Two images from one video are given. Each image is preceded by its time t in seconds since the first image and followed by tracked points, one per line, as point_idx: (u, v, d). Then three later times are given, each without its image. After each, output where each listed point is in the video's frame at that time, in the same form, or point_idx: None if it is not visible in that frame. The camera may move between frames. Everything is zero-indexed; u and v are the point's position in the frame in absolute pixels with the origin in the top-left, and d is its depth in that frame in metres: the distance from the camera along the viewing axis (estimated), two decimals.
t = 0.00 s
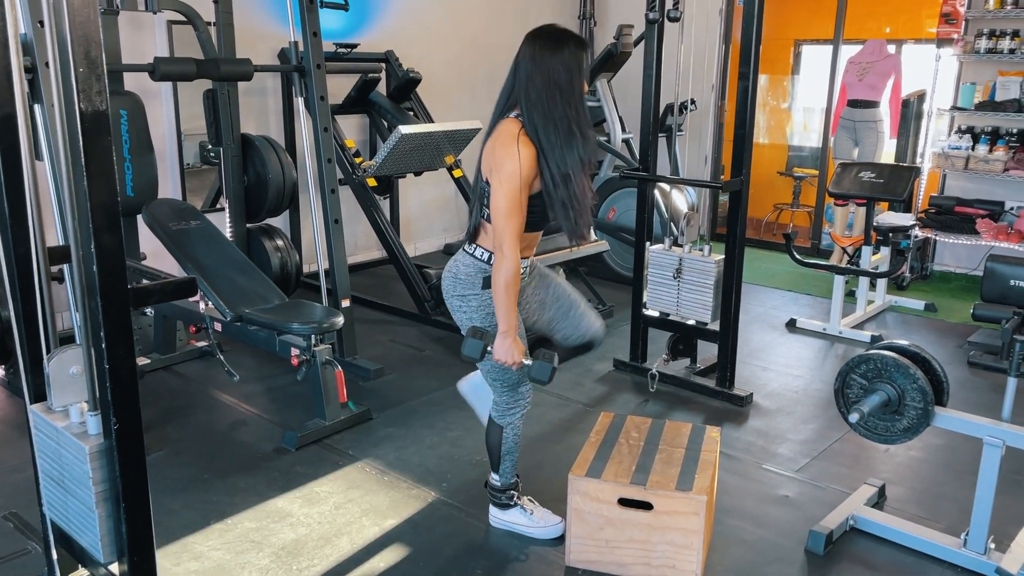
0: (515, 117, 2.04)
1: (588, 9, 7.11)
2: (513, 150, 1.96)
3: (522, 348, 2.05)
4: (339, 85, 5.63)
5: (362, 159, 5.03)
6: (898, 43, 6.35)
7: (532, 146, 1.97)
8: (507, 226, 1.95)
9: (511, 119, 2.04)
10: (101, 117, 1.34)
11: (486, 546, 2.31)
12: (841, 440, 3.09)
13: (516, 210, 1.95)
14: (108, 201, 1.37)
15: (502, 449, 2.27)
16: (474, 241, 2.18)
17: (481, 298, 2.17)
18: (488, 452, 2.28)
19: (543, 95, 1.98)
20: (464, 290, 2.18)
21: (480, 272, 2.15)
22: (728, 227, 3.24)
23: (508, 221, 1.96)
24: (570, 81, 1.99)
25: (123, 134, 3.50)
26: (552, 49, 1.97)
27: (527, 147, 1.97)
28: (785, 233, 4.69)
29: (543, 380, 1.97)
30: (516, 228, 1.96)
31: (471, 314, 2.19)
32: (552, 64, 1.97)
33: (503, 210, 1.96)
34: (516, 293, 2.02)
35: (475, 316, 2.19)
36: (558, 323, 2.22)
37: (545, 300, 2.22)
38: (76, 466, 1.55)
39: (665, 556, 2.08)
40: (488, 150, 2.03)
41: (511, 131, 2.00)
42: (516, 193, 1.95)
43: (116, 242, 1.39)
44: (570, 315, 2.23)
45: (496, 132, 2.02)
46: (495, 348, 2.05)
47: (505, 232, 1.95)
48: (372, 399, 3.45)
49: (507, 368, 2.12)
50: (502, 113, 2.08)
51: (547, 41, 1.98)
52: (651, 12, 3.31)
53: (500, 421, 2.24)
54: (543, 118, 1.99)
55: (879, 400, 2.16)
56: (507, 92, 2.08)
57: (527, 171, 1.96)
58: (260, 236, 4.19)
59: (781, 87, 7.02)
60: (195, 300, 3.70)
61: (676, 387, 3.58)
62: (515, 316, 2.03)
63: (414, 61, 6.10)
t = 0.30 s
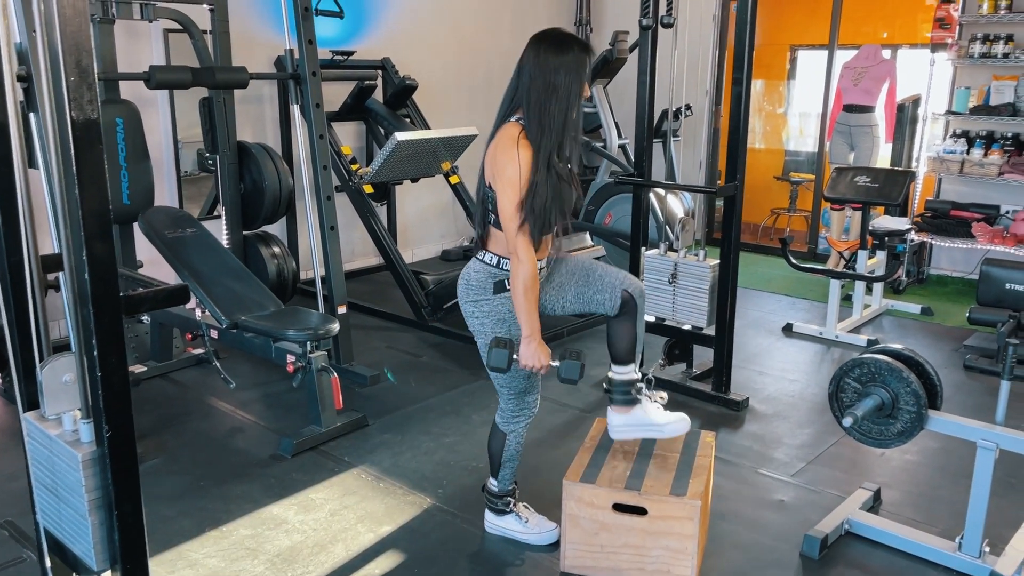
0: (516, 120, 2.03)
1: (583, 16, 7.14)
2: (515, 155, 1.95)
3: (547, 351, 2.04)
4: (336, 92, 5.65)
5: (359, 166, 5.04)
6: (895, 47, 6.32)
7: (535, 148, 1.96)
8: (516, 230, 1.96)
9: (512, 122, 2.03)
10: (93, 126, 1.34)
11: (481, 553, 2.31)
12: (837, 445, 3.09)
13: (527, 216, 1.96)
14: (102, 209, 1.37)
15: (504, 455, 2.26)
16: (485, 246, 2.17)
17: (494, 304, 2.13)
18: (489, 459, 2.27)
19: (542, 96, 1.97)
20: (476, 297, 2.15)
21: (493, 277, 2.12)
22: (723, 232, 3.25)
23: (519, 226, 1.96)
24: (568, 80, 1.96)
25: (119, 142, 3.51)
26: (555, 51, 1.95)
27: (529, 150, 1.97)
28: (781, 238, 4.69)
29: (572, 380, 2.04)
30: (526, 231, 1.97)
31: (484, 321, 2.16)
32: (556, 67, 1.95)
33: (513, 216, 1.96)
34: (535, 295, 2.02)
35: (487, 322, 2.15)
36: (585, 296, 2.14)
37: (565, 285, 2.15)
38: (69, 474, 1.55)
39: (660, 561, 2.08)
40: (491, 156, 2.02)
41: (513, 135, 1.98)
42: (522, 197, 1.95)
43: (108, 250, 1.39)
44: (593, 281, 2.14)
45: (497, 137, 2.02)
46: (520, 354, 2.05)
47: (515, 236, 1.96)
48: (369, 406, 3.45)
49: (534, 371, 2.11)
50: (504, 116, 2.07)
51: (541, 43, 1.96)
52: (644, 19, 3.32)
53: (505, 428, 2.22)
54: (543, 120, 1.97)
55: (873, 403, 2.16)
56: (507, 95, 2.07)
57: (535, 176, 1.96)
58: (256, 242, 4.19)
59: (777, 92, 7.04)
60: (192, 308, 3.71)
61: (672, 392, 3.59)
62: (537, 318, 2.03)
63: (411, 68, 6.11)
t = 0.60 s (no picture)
0: (554, 141, 2.03)
1: (580, 24, 7.16)
2: (556, 174, 1.95)
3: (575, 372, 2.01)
4: (333, 102, 5.66)
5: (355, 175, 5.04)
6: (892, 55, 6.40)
7: (575, 169, 1.97)
8: (554, 249, 1.95)
9: (550, 143, 2.03)
10: (77, 136, 1.34)
11: (473, 562, 2.30)
12: (832, 452, 3.08)
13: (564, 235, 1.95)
14: (86, 219, 1.37)
15: (516, 469, 2.23)
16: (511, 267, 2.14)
17: (512, 320, 2.13)
18: (498, 470, 2.25)
19: (580, 119, 1.99)
20: (493, 313, 2.14)
21: (511, 292, 2.12)
22: (716, 240, 3.25)
23: (557, 245, 1.95)
24: (603, 106, 2.00)
25: (114, 153, 3.48)
26: (593, 74, 1.98)
27: (568, 171, 1.97)
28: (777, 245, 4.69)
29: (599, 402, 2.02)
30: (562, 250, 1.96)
31: (501, 338, 2.15)
32: (593, 90, 1.98)
33: (551, 235, 1.95)
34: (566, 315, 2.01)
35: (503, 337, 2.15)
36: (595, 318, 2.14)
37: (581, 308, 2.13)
38: (55, 485, 1.55)
39: (652, 570, 2.07)
40: (528, 175, 2.01)
41: (553, 156, 1.98)
42: (560, 217, 1.95)
43: (92, 260, 1.39)
44: (606, 303, 2.15)
45: (535, 158, 2.01)
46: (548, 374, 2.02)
47: (552, 254, 1.95)
48: (363, 415, 3.44)
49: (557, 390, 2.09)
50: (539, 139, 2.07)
51: (580, 68, 1.98)
52: (637, 27, 3.32)
53: (522, 443, 2.20)
54: (581, 142, 1.99)
55: (865, 411, 2.16)
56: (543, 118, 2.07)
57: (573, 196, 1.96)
58: (252, 252, 4.19)
59: (774, 99, 7.05)
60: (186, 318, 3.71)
61: (668, 400, 3.58)
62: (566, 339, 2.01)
63: (408, 77, 6.13)
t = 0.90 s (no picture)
0: (612, 88, 2.10)
1: (577, 35, 7.18)
2: (619, 119, 2.03)
3: (615, 322, 2.12)
4: (328, 113, 5.69)
5: (350, 186, 5.05)
6: (889, 63, 6.39)
7: (632, 116, 2.05)
8: (609, 192, 2.03)
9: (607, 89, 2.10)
10: (52, 149, 1.33)
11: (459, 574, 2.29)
12: (824, 462, 3.07)
13: (620, 178, 2.03)
14: (62, 232, 1.35)
15: (519, 436, 2.24)
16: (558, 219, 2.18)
17: (549, 278, 2.15)
18: (505, 434, 2.25)
19: (638, 68, 2.08)
20: (532, 269, 2.17)
21: (555, 249, 2.15)
22: (706, 250, 3.25)
23: (612, 188, 2.03)
24: (657, 55, 2.09)
25: (106, 165, 3.49)
26: (649, 23, 2.07)
27: (629, 118, 2.05)
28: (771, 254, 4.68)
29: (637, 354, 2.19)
30: (616, 195, 2.04)
31: (534, 295, 2.16)
32: (647, 39, 2.07)
33: (609, 177, 2.02)
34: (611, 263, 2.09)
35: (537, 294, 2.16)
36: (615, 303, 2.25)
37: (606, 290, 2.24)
38: (33, 497, 1.54)
39: None
40: (586, 121, 2.06)
41: (611, 103, 2.05)
42: (620, 159, 2.02)
43: (67, 273, 1.37)
44: (625, 293, 2.26)
45: (594, 103, 2.08)
46: (590, 322, 2.11)
47: (608, 197, 2.03)
48: (355, 426, 3.44)
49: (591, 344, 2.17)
50: (593, 87, 2.14)
51: (640, 21, 2.08)
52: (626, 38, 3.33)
53: (523, 407, 2.23)
54: (639, 90, 2.08)
55: (851, 420, 2.15)
56: (597, 68, 2.14)
57: (629, 141, 2.04)
58: (246, 263, 4.20)
59: (771, 109, 7.06)
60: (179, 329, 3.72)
61: (660, 409, 3.57)
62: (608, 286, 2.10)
63: (404, 89, 6.16)
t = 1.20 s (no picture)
0: (592, 41, 2.14)
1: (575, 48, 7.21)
2: (593, 71, 2.06)
3: (623, 270, 2.11)
4: (324, 126, 5.73)
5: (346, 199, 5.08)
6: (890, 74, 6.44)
7: (607, 65, 2.07)
8: (592, 143, 2.05)
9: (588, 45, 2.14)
10: (25, 167, 1.34)
11: None
12: (815, 474, 3.07)
13: (602, 127, 2.05)
14: (36, 248, 1.36)
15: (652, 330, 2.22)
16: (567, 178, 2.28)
17: (577, 228, 2.25)
18: (625, 326, 2.19)
19: (614, 13, 2.10)
20: (559, 228, 2.28)
21: (571, 203, 2.25)
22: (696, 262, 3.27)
23: (595, 137, 2.05)
24: None
25: (102, 179, 3.51)
26: None
27: (604, 67, 2.07)
28: (766, 265, 4.68)
29: (654, 293, 2.05)
30: (602, 144, 2.06)
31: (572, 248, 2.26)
32: None
33: (590, 128, 2.06)
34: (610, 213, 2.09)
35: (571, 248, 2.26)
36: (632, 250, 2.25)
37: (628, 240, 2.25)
38: (11, 510, 1.55)
39: None
40: (566, 78, 2.12)
41: (587, 55, 2.09)
42: (599, 110, 2.05)
43: (42, 289, 1.38)
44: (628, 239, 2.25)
45: (572, 59, 2.12)
46: (598, 277, 2.12)
47: (594, 148, 2.05)
48: (347, 438, 3.45)
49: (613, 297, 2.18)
50: (578, 41, 2.19)
51: None
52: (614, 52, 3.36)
53: (657, 310, 2.20)
54: (616, 37, 2.09)
55: (833, 433, 2.14)
56: (581, 20, 2.18)
57: (607, 91, 2.06)
58: (241, 277, 4.22)
59: (769, 120, 7.08)
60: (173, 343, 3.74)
61: (652, 422, 3.58)
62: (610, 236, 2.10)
63: (402, 102, 6.19)
